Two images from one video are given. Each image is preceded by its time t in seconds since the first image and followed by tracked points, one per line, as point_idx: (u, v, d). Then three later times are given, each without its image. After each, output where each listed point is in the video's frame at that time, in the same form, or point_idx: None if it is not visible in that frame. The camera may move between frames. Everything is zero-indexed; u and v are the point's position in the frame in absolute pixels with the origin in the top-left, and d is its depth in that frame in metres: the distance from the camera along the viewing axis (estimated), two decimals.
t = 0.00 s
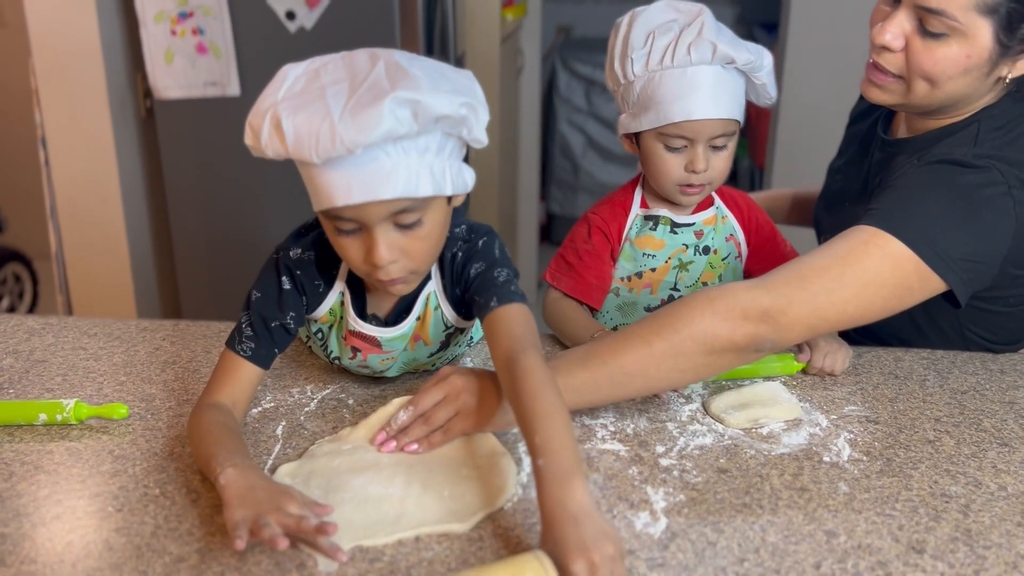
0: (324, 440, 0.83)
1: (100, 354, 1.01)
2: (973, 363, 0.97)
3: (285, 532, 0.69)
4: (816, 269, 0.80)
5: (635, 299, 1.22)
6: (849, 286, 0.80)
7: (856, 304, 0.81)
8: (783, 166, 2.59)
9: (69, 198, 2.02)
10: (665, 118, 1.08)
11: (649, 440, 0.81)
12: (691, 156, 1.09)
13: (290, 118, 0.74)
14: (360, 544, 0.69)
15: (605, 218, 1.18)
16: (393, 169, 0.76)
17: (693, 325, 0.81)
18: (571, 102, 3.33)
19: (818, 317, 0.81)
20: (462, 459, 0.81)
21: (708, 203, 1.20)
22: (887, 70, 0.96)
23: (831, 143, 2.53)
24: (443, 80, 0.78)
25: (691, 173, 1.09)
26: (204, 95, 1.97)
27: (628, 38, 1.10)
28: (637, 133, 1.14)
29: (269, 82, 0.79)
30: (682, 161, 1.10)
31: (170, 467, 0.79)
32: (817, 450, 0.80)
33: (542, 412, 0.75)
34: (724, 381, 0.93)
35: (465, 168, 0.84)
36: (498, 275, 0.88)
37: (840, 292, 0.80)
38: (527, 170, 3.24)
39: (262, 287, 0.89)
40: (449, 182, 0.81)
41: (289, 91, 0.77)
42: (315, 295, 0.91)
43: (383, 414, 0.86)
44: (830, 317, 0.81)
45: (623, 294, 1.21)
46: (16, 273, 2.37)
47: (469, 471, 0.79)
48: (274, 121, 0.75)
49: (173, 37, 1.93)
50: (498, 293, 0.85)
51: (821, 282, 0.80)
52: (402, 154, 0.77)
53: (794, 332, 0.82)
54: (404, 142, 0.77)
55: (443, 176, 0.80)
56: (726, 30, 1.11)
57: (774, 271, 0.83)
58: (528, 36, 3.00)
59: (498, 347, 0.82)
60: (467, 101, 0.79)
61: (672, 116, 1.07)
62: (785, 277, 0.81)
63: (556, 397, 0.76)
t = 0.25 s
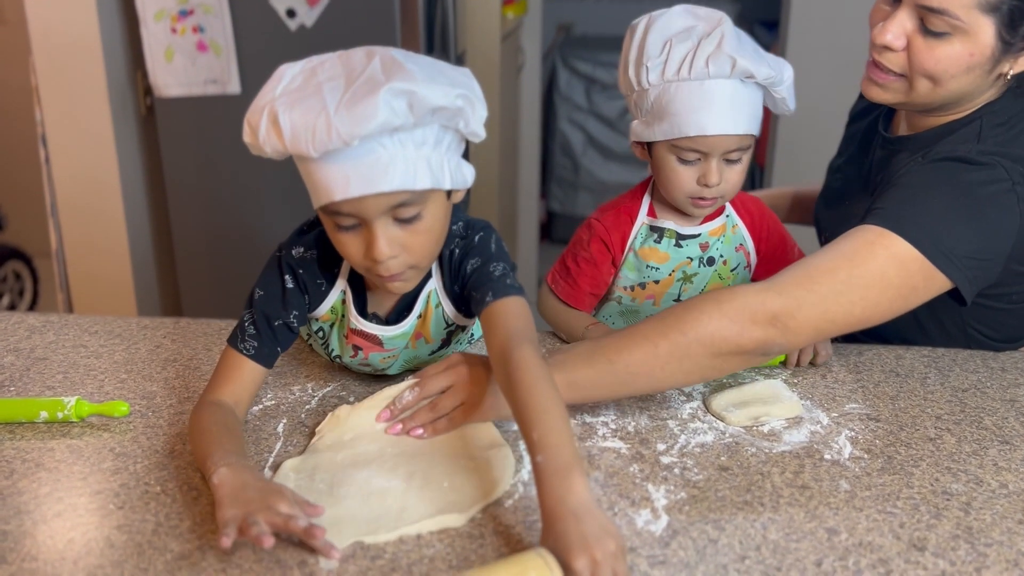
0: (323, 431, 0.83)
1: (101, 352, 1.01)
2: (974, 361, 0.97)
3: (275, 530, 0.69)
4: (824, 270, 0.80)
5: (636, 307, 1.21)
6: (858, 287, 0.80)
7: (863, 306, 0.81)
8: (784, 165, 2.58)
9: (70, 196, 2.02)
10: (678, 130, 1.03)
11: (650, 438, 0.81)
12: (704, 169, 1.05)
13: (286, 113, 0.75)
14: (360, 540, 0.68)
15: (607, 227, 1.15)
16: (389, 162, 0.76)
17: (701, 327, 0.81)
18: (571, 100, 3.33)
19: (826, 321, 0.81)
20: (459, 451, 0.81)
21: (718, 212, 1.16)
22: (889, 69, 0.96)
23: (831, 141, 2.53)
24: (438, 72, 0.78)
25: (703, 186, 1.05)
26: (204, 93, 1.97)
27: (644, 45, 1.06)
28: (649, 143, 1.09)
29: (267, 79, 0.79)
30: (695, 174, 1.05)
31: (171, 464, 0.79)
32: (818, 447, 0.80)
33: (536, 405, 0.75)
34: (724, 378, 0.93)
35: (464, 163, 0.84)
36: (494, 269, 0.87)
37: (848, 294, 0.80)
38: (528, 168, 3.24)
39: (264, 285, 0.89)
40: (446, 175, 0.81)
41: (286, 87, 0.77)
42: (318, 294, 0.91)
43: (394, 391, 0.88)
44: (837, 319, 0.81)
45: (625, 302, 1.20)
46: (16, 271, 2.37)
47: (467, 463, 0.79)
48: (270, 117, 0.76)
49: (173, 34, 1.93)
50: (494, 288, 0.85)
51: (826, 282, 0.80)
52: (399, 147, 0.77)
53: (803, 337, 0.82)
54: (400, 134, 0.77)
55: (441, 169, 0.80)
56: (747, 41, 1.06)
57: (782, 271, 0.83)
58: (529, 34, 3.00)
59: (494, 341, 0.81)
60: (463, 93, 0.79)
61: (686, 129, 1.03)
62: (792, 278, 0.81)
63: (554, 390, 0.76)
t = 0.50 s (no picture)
0: (334, 413, 0.85)
1: (100, 350, 1.01)
2: (975, 359, 0.97)
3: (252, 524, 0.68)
4: (835, 274, 0.80)
5: (641, 310, 1.20)
6: (869, 291, 0.80)
7: (874, 309, 0.81)
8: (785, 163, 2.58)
9: (69, 194, 2.02)
10: (687, 142, 1.02)
11: (650, 436, 0.81)
12: (711, 180, 1.04)
13: (287, 114, 0.74)
14: (368, 519, 0.70)
15: (618, 230, 1.14)
16: (391, 163, 0.76)
17: (707, 326, 0.81)
18: (571, 98, 3.32)
19: (837, 326, 0.81)
20: (453, 436, 0.82)
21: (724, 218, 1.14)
22: (898, 70, 0.95)
23: (832, 139, 2.53)
24: (440, 73, 0.78)
25: (711, 196, 1.04)
26: (204, 91, 1.97)
27: (655, 53, 1.04)
28: (658, 150, 1.08)
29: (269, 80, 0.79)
30: (703, 184, 1.05)
31: (171, 462, 0.79)
32: (818, 445, 0.79)
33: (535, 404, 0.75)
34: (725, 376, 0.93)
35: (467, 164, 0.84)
36: (496, 268, 0.88)
37: (858, 298, 0.80)
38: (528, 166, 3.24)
39: (267, 281, 0.89)
40: (449, 176, 0.80)
41: (288, 89, 0.77)
42: (320, 291, 0.91)
43: (406, 368, 0.91)
44: (848, 324, 0.81)
45: (628, 304, 1.20)
46: (16, 269, 2.37)
47: (464, 453, 0.80)
48: (272, 118, 0.75)
49: (173, 32, 1.93)
50: (496, 288, 0.85)
51: (838, 286, 0.80)
52: (401, 149, 0.77)
53: (814, 344, 0.81)
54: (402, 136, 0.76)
55: (443, 170, 0.80)
56: (761, 51, 1.03)
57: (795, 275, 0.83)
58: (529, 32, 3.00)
59: (496, 340, 0.82)
60: (464, 93, 0.78)
61: (694, 142, 1.02)
62: (804, 283, 0.81)
63: (554, 390, 0.76)
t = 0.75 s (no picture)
0: (352, 389, 0.91)
1: (99, 348, 1.01)
2: (975, 357, 0.97)
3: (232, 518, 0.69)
4: (838, 276, 0.80)
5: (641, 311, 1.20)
6: (872, 293, 0.81)
7: (877, 309, 0.81)
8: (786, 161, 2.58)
9: (68, 192, 2.02)
10: (686, 147, 1.03)
11: (649, 434, 0.81)
12: (712, 185, 1.04)
13: (293, 113, 0.74)
14: (374, 481, 0.75)
15: (620, 232, 1.13)
16: (396, 164, 0.76)
17: (707, 323, 0.82)
18: (571, 97, 3.32)
19: (840, 327, 0.81)
20: (451, 436, 0.82)
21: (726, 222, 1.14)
22: (906, 72, 0.94)
23: (833, 138, 2.53)
24: (448, 75, 0.78)
25: (712, 202, 1.04)
26: (204, 89, 1.97)
27: (656, 56, 1.03)
28: (659, 153, 1.08)
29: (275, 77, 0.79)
30: (703, 188, 1.05)
31: (170, 461, 0.79)
32: (817, 444, 0.79)
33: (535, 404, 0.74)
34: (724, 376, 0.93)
35: (470, 164, 0.84)
36: (496, 268, 0.87)
37: (860, 299, 0.81)
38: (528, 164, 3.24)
39: (266, 276, 0.89)
40: (453, 177, 0.80)
41: (295, 86, 0.77)
42: (320, 287, 0.91)
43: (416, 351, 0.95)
44: (851, 324, 0.81)
45: (628, 306, 1.20)
46: (16, 267, 2.37)
47: (461, 451, 0.80)
48: (278, 116, 0.75)
49: (173, 30, 1.93)
50: (496, 288, 0.85)
51: (841, 287, 0.80)
52: (406, 150, 0.77)
53: (813, 344, 0.82)
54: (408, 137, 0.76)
55: (447, 171, 0.80)
56: (763, 54, 1.02)
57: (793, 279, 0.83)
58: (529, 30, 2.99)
59: (495, 335, 0.82)
60: (472, 96, 0.78)
61: (694, 147, 1.02)
62: (807, 285, 0.81)
63: (555, 390, 0.76)
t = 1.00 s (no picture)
0: (354, 385, 0.91)
1: (99, 347, 1.01)
2: (975, 356, 0.97)
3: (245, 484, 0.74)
4: (838, 274, 0.81)
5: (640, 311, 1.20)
6: (871, 291, 0.81)
7: (876, 307, 0.82)
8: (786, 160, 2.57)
9: (68, 191, 2.02)
10: (681, 145, 1.02)
11: (649, 433, 0.81)
12: (707, 183, 1.04)
13: (300, 110, 0.74)
14: (373, 478, 0.75)
15: (618, 231, 1.13)
16: (399, 169, 0.76)
17: (706, 321, 0.84)
18: (571, 95, 3.32)
19: (838, 326, 0.82)
20: (449, 433, 0.83)
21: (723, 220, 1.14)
22: (909, 71, 0.94)
23: (833, 137, 2.53)
24: (457, 81, 0.77)
25: (706, 200, 1.04)
26: (203, 88, 1.96)
27: (649, 55, 1.03)
28: (654, 153, 1.08)
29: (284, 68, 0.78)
30: (698, 186, 1.04)
31: (169, 460, 0.79)
32: (817, 442, 0.79)
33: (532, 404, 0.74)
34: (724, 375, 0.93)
35: (473, 164, 0.84)
36: (495, 268, 0.88)
37: (858, 298, 0.81)
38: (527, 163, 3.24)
39: (266, 258, 0.92)
40: (454, 180, 0.81)
41: (303, 82, 0.76)
42: (317, 271, 0.92)
43: (420, 348, 0.95)
44: (850, 323, 0.82)
45: (628, 306, 1.20)
46: (15, 266, 2.37)
47: (456, 449, 0.80)
48: (284, 113, 0.75)
49: (172, 29, 1.92)
50: (495, 286, 0.85)
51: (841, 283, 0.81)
52: (410, 155, 0.77)
53: (812, 344, 0.82)
54: (413, 142, 0.76)
55: (450, 175, 0.80)
56: (756, 52, 1.02)
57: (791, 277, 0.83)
58: (529, 29, 2.99)
59: (493, 332, 0.82)
60: (479, 104, 0.78)
61: (689, 145, 1.02)
62: (806, 284, 0.81)
63: (552, 390, 0.76)
